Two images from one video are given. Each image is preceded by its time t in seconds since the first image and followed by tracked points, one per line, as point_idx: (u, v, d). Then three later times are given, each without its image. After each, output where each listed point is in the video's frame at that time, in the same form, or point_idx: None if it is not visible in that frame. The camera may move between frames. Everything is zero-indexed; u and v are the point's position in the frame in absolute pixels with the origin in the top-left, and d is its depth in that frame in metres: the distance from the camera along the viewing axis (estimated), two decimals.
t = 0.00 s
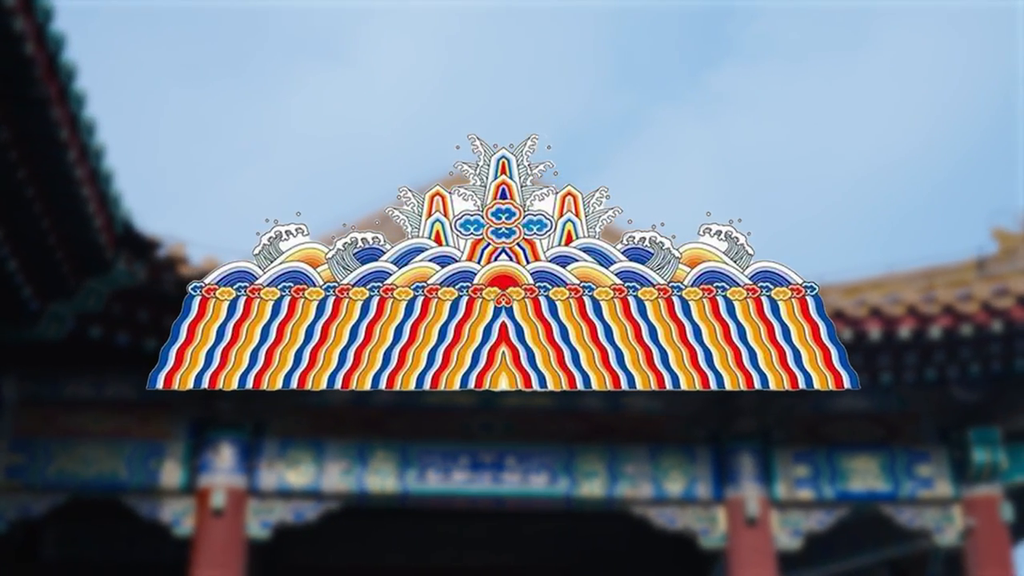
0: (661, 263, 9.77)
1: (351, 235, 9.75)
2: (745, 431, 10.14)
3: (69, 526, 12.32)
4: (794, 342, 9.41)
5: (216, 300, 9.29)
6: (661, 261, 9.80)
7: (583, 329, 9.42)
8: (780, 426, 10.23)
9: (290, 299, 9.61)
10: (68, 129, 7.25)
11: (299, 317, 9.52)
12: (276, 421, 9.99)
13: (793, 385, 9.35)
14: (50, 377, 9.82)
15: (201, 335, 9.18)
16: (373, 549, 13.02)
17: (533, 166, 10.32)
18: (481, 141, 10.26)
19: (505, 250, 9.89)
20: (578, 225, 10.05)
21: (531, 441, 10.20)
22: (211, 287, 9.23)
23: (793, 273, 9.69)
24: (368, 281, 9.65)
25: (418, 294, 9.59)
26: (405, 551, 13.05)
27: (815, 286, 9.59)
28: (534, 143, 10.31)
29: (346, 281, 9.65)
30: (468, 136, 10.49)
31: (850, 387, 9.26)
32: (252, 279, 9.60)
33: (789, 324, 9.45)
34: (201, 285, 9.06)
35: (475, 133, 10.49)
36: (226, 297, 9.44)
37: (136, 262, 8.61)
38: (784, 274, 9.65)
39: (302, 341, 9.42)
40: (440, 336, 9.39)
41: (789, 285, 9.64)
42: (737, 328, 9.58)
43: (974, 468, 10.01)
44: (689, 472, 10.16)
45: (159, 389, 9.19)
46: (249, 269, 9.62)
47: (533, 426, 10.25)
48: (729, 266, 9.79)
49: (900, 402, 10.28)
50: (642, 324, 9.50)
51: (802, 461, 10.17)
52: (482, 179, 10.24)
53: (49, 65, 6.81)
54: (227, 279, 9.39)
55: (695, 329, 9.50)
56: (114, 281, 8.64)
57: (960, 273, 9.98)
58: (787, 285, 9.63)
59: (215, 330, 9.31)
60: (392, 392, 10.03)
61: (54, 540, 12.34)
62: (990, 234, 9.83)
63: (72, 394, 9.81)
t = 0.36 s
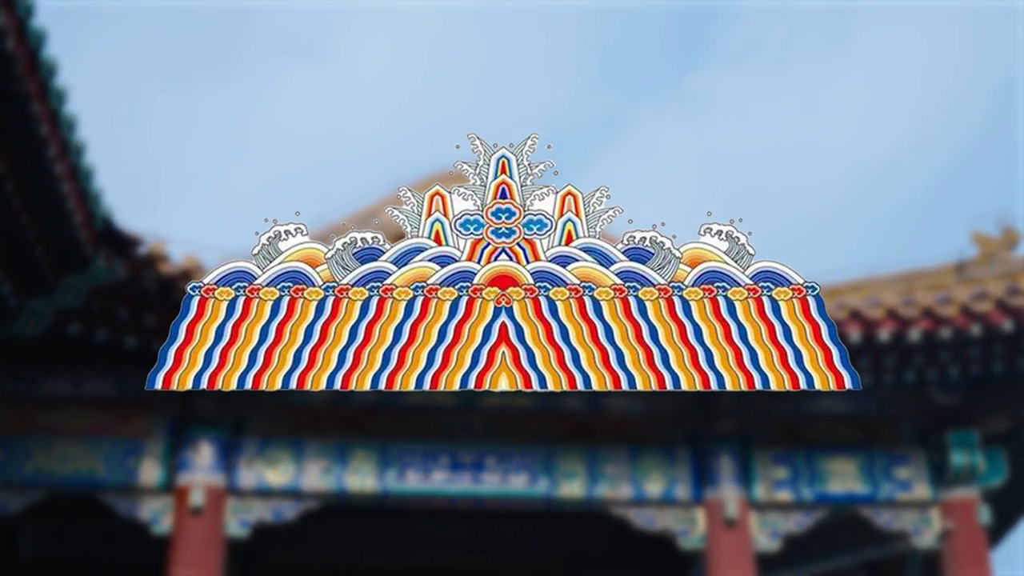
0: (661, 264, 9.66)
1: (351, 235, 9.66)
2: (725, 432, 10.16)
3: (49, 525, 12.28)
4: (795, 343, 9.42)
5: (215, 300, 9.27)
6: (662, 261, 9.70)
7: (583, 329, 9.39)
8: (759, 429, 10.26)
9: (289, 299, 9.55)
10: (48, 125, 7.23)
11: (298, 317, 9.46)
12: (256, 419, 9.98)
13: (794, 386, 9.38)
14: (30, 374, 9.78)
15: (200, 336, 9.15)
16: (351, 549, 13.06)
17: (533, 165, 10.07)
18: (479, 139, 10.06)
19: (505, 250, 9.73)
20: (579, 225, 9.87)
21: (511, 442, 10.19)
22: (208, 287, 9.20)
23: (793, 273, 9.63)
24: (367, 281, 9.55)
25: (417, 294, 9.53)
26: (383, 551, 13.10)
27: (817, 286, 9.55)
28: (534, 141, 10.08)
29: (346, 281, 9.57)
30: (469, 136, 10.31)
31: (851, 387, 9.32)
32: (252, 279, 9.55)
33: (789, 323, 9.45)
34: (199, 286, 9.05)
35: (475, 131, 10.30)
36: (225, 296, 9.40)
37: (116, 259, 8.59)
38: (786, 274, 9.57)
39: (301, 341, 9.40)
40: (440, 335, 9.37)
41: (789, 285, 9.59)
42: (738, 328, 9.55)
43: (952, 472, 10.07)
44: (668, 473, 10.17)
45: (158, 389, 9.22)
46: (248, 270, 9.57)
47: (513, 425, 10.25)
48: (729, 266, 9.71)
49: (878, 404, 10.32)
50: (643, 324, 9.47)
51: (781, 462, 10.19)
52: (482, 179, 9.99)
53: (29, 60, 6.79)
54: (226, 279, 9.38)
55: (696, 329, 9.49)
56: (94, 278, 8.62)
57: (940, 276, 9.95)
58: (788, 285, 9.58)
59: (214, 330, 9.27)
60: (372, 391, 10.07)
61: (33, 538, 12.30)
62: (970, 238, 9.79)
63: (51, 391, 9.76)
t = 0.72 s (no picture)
0: (662, 264, 9.61)
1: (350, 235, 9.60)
2: (704, 434, 10.16)
3: (27, 524, 12.22)
4: (796, 343, 9.40)
5: (213, 301, 9.21)
6: (663, 260, 9.64)
7: (583, 329, 9.35)
8: (738, 430, 10.28)
9: (289, 298, 9.48)
10: (30, 121, 7.21)
11: (296, 318, 9.39)
12: (235, 417, 9.94)
13: (796, 387, 9.37)
14: (9, 372, 9.72)
15: (199, 336, 9.10)
16: (330, 547, 13.01)
17: (533, 165, 10.02)
18: (479, 138, 10.01)
19: (505, 250, 9.66)
20: (580, 225, 9.81)
21: (491, 442, 10.19)
22: (207, 288, 9.16)
23: (794, 273, 9.60)
24: (366, 281, 9.49)
25: (417, 294, 9.48)
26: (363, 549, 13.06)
27: (817, 285, 9.53)
28: (534, 140, 10.03)
29: (345, 281, 9.51)
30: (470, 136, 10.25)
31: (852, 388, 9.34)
32: (251, 279, 9.47)
33: (791, 324, 9.43)
34: (196, 286, 9.02)
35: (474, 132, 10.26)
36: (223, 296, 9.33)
37: (96, 256, 8.58)
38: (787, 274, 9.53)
39: (299, 342, 9.32)
40: (440, 336, 9.33)
41: (790, 285, 9.56)
42: (739, 328, 9.51)
43: (930, 474, 10.11)
44: (648, 474, 10.18)
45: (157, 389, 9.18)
46: (247, 270, 9.50)
47: (493, 426, 10.25)
48: (730, 266, 9.66)
49: (857, 407, 10.32)
50: (643, 324, 9.43)
51: (760, 464, 10.21)
52: (482, 179, 9.93)
53: (11, 56, 6.77)
54: (226, 279, 9.31)
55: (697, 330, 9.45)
56: (73, 275, 8.60)
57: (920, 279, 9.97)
58: (788, 285, 9.55)
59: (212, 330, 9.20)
60: (352, 391, 10.00)
61: (11, 537, 12.24)
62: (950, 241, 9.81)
63: (30, 389, 9.70)
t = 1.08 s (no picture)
0: (663, 263, 9.59)
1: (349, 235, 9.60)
2: (685, 434, 10.20)
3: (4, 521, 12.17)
4: (798, 343, 9.42)
5: (212, 300, 9.22)
6: (664, 260, 9.63)
7: (584, 330, 9.35)
8: (718, 431, 10.29)
9: (288, 298, 9.48)
10: (9, 116, 7.17)
11: (295, 318, 9.40)
12: (215, 415, 9.91)
13: (797, 387, 9.41)
14: None
15: (198, 335, 9.13)
16: (310, 547, 13.00)
17: (533, 164, 9.94)
18: (478, 138, 9.92)
19: (505, 250, 9.64)
20: (580, 225, 9.77)
21: (471, 442, 10.19)
22: (205, 288, 9.19)
23: (795, 273, 9.60)
24: (365, 281, 9.50)
25: (417, 294, 9.48)
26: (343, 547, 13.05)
27: (818, 285, 9.54)
28: (534, 140, 9.95)
29: (344, 281, 9.51)
30: (470, 136, 10.19)
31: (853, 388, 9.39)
32: (249, 279, 9.50)
33: (792, 324, 9.44)
34: (196, 287, 9.05)
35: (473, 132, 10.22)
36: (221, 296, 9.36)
37: (75, 252, 8.52)
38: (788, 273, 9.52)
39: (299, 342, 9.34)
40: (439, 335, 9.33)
41: (792, 285, 9.56)
42: (739, 328, 9.52)
43: (908, 476, 10.16)
44: (627, 475, 10.19)
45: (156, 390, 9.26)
46: (246, 270, 9.51)
47: (474, 426, 10.25)
48: (731, 265, 9.64)
49: (836, 409, 10.34)
50: (644, 324, 9.43)
51: (739, 466, 10.23)
52: (482, 178, 9.87)
53: None
54: (224, 279, 9.32)
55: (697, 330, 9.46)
56: (53, 272, 8.52)
57: (899, 282, 10.00)
58: (790, 285, 9.55)
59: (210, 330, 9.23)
60: (331, 390, 9.96)
61: None
62: (929, 245, 9.84)
63: (8, 385, 9.64)
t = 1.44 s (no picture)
0: (664, 263, 9.50)
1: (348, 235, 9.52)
2: (663, 436, 10.23)
3: None
4: (799, 343, 9.37)
5: (212, 300, 9.16)
6: (664, 260, 9.53)
7: (584, 330, 9.30)
8: (697, 432, 10.33)
9: (287, 299, 9.40)
10: None
11: (294, 319, 9.33)
12: (194, 413, 9.87)
13: (799, 387, 9.39)
14: None
15: (197, 336, 9.09)
16: (287, 546, 12.97)
17: (534, 164, 9.78)
18: (478, 137, 9.76)
19: (505, 250, 9.53)
20: (580, 224, 9.65)
21: (451, 442, 10.18)
22: (205, 288, 9.13)
23: (797, 272, 9.53)
24: (364, 281, 9.40)
25: (417, 293, 9.41)
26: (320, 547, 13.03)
27: (819, 286, 9.48)
28: (535, 138, 9.76)
29: (344, 281, 9.42)
30: (470, 134, 10.00)
31: (854, 387, 9.43)
32: (248, 279, 9.40)
33: (793, 324, 9.38)
34: (196, 286, 9.03)
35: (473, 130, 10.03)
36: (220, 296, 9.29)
37: (55, 249, 8.48)
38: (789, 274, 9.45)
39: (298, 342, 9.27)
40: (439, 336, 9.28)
41: (792, 285, 9.50)
42: (739, 328, 9.46)
43: (886, 478, 10.18)
44: (607, 475, 10.19)
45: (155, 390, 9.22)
46: (245, 270, 9.41)
47: (454, 425, 10.25)
48: (732, 266, 9.55)
49: (816, 411, 10.37)
50: (644, 324, 9.37)
51: (719, 467, 10.24)
52: (481, 177, 9.72)
53: None
54: (223, 279, 9.23)
55: (698, 330, 9.41)
56: (32, 268, 8.50)
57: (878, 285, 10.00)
58: (791, 285, 9.48)
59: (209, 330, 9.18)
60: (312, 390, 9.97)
61: None
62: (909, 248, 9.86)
63: None
